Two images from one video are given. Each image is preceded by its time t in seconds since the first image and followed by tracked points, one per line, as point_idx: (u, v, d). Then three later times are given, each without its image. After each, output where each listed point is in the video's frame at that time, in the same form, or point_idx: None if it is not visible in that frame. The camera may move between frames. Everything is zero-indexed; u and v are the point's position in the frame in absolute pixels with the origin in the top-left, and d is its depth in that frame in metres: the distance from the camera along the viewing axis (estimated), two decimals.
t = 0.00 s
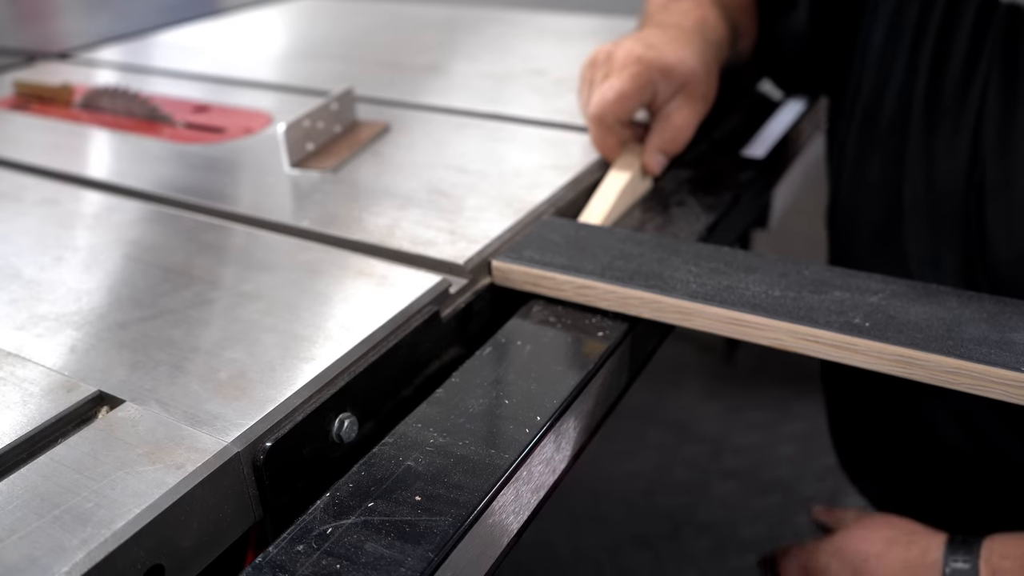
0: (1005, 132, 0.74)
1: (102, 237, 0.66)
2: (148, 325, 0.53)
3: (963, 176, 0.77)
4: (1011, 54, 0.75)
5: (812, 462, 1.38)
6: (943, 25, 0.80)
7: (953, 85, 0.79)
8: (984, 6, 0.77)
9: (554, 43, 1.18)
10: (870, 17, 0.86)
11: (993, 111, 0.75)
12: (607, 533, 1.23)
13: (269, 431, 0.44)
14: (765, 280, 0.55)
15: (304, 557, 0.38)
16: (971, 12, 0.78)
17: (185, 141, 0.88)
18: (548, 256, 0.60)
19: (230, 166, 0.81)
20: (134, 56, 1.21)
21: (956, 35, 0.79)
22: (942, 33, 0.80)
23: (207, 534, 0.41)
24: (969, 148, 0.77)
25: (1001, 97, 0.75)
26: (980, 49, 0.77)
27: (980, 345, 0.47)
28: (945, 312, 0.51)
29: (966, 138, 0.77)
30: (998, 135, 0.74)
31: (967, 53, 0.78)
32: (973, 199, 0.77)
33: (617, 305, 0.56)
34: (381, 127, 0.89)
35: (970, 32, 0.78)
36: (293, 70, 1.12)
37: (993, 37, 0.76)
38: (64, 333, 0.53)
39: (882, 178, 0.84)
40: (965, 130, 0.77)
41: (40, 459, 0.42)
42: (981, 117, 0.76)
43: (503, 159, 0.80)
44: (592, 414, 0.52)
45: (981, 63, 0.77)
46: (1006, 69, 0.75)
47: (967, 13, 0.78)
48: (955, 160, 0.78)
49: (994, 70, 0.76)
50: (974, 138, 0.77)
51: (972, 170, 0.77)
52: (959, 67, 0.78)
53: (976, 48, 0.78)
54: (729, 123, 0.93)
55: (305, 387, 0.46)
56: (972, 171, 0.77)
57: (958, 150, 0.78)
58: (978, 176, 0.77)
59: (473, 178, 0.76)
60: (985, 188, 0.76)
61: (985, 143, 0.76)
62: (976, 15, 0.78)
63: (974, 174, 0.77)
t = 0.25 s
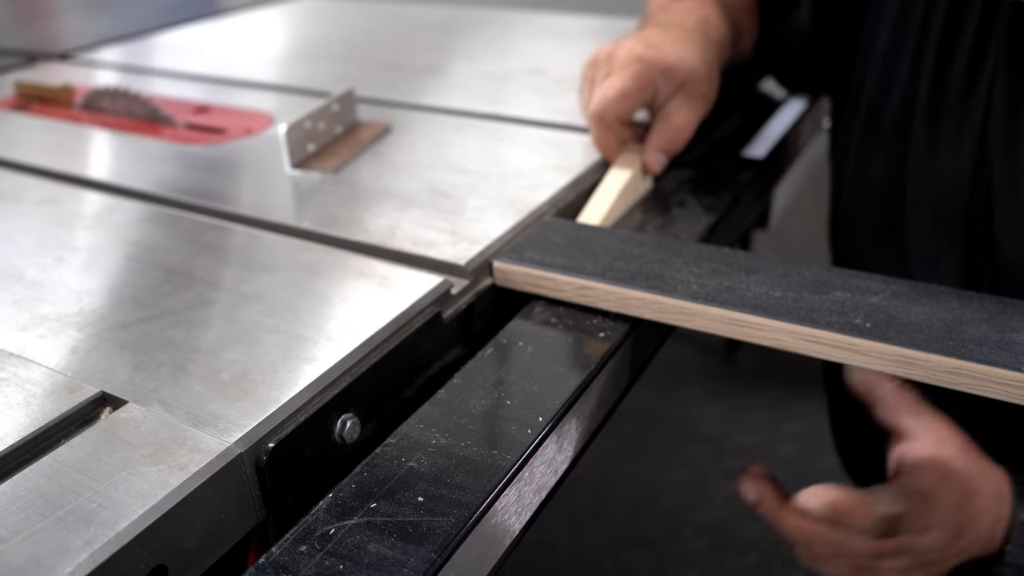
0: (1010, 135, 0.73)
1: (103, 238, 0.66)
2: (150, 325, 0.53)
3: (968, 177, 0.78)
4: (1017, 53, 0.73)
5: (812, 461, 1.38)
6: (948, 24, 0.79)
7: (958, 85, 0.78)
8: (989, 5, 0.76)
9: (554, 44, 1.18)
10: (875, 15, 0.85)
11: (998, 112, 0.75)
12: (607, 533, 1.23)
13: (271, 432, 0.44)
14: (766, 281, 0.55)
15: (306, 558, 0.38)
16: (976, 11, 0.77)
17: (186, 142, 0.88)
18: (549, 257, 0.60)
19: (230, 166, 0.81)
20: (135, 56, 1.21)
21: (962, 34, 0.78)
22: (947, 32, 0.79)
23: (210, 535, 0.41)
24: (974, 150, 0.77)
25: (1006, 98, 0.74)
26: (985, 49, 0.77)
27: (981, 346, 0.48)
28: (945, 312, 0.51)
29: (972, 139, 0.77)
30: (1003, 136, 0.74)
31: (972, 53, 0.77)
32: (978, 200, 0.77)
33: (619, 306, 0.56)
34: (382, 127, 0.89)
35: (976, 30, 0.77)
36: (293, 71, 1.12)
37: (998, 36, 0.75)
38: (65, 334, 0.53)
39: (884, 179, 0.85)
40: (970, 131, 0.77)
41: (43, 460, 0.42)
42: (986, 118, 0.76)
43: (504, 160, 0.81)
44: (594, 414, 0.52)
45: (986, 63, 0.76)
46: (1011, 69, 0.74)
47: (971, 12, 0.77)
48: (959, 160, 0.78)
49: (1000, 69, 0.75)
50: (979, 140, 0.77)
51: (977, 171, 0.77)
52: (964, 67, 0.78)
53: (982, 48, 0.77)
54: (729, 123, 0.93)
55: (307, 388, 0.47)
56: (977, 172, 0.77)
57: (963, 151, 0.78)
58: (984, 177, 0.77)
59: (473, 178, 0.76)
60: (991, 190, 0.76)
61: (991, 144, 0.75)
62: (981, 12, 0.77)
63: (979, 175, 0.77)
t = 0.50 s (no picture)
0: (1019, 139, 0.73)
1: (107, 240, 0.66)
2: (155, 329, 0.53)
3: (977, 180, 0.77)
4: None
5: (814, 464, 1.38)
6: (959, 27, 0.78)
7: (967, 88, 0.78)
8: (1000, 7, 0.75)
9: (557, 47, 1.19)
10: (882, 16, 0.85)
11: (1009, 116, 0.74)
12: (609, 536, 1.24)
13: (276, 435, 0.44)
14: (769, 285, 0.56)
15: (312, 562, 0.38)
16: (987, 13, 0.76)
17: (190, 144, 0.88)
18: (553, 260, 0.60)
19: (234, 169, 0.81)
20: (138, 59, 1.21)
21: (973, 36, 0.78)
22: (957, 35, 0.79)
23: (215, 538, 0.41)
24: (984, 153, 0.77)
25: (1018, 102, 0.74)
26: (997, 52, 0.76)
27: (985, 350, 0.48)
28: (949, 316, 0.51)
29: (982, 142, 0.77)
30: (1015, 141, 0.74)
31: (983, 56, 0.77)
32: (988, 207, 0.77)
33: (623, 310, 0.56)
34: (385, 130, 0.89)
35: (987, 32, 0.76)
36: (296, 74, 1.12)
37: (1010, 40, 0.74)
38: (70, 337, 0.53)
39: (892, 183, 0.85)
40: (981, 134, 0.77)
41: (48, 464, 0.42)
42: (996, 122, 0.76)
43: (507, 163, 0.81)
44: (597, 418, 0.53)
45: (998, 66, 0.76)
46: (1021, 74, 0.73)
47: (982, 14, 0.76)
48: (968, 164, 0.78)
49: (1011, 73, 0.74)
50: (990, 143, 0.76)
51: (988, 174, 0.77)
52: (974, 71, 0.77)
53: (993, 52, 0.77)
54: (732, 126, 0.93)
55: (311, 392, 0.47)
56: (986, 175, 0.77)
57: (972, 155, 0.78)
58: (994, 181, 0.77)
59: (476, 182, 0.77)
60: (1001, 197, 0.76)
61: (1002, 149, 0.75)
62: (992, 15, 0.76)
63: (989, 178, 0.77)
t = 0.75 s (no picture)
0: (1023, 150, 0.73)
1: (107, 248, 0.67)
2: (155, 337, 0.54)
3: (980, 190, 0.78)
4: None
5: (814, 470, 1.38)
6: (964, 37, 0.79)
7: (972, 98, 0.78)
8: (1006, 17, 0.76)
9: (556, 54, 1.19)
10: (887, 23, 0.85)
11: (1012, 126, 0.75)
12: (609, 542, 1.23)
13: (275, 444, 0.44)
14: (768, 292, 0.56)
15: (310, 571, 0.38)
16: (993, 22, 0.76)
17: (191, 151, 0.89)
18: (552, 267, 0.61)
19: (234, 177, 0.82)
20: (139, 66, 1.21)
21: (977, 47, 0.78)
22: (962, 45, 0.79)
23: (213, 547, 0.41)
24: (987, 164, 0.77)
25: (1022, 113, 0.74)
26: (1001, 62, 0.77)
27: (984, 357, 0.48)
28: (948, 323, 0.51)
29: (985, 153, 0.77)
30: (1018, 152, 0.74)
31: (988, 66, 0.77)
32: (989, 215, 0.78)
33: (621, 317, 0.56)
34: (385, 137, 0.89)
35: (992, 42, 0.77)
36: (296, 81, 1.13)
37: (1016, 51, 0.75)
38: (70, 345, 0.53)
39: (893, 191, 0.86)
40: (984, 144, 0.77)
41: (47, 473, 0.42)
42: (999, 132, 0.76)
43: (506, 170, 0.81)
44: (596, 425, 0.53)
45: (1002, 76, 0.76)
46: None
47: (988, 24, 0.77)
48: (971, 174, 0.78)
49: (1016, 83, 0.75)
50: (993, 154, 0.77)
51: (990, 184, 0.77)
52: (979, 80, 0.78)
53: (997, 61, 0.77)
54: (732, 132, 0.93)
55: (311, 400, 0.47)
56: (988, 186, 0.77)
57: (975, 165, 0.78)
58: (996, 191, 0.77)
59: (475, 189, 0.77)
60: (1002, 207, 0.76)
61: (1004, 159, 0.76)
62: (997, 25, 0.76)
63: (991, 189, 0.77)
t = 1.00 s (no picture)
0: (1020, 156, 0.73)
1: (104, 256, 0.66)
2: (152, 345, 0.53)
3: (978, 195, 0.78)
4: None
5: (812, 475, 1.38)
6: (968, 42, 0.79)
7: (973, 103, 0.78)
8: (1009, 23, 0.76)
9: (554, 59, 1.19)
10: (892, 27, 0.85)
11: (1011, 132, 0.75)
12: (607, 548, 1.23)
13: (271, 453, 0.44)
14: (806, 263, 0.56)
15: None
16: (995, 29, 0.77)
17: (188, 158, 0.88)
18: (582, 236, 0.61)
19: (231, 183, 0.81)
20: (136, 71, 1.21)
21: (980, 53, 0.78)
22: (964, 50, 0.79)
23: (210, 557, 0.41)
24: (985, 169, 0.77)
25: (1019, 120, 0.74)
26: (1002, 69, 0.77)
27: None
28: (992, 297, 0.51)
29: (983, 158, 0.77)
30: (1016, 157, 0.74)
31: (990, 72, 0.77)
32: (986, 221, 0.78)
33: (654, 286, 0.56)
34: (382, 144, 0.89)
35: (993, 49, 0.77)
36: (293, 87, 1.12)
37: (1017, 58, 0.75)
38: (66, 353, 0.53)
39: (891, 195, 0.86)
40: (983, 150, 0.77)
41: (43, 483, 0.42)
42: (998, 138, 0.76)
43: (504, 177, 0.81)
44: (593, 433, 0.52)
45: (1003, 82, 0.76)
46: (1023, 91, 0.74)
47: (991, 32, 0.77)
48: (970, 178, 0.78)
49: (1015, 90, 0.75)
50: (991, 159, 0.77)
51: (987, 189, 0.78)
52: (980, 86, 0.78)
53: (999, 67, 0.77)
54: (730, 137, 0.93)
55: (308, 409, 0.47)
56: (986, 191, 0.78)
57: (974, 170, 0.78)
58: (993, 196, 0.77)
59: (473, 196, 0.77)
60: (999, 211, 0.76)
61: (1001, 165, 0.76)
62: (1000, 33, 0.76)
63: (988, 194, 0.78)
